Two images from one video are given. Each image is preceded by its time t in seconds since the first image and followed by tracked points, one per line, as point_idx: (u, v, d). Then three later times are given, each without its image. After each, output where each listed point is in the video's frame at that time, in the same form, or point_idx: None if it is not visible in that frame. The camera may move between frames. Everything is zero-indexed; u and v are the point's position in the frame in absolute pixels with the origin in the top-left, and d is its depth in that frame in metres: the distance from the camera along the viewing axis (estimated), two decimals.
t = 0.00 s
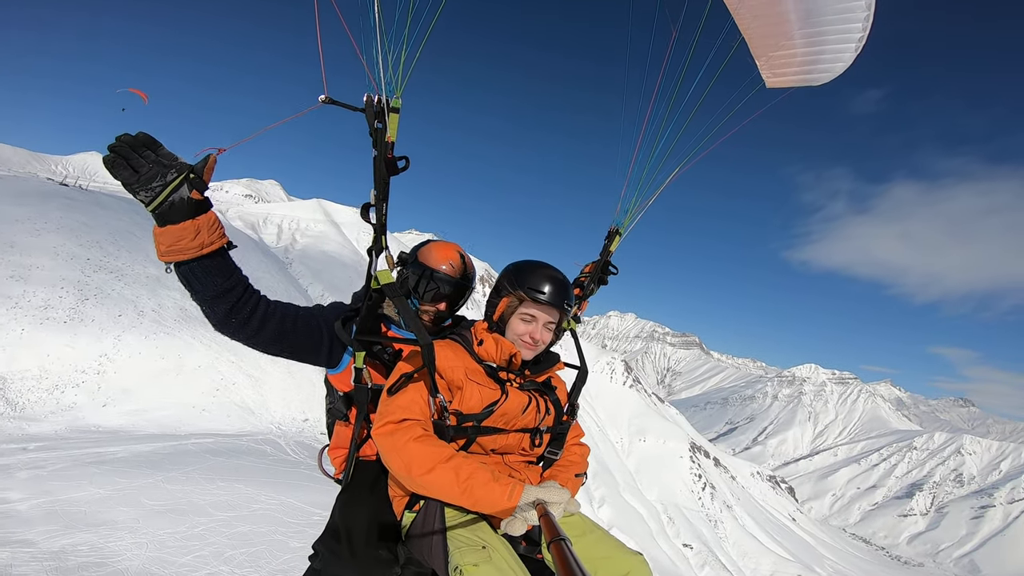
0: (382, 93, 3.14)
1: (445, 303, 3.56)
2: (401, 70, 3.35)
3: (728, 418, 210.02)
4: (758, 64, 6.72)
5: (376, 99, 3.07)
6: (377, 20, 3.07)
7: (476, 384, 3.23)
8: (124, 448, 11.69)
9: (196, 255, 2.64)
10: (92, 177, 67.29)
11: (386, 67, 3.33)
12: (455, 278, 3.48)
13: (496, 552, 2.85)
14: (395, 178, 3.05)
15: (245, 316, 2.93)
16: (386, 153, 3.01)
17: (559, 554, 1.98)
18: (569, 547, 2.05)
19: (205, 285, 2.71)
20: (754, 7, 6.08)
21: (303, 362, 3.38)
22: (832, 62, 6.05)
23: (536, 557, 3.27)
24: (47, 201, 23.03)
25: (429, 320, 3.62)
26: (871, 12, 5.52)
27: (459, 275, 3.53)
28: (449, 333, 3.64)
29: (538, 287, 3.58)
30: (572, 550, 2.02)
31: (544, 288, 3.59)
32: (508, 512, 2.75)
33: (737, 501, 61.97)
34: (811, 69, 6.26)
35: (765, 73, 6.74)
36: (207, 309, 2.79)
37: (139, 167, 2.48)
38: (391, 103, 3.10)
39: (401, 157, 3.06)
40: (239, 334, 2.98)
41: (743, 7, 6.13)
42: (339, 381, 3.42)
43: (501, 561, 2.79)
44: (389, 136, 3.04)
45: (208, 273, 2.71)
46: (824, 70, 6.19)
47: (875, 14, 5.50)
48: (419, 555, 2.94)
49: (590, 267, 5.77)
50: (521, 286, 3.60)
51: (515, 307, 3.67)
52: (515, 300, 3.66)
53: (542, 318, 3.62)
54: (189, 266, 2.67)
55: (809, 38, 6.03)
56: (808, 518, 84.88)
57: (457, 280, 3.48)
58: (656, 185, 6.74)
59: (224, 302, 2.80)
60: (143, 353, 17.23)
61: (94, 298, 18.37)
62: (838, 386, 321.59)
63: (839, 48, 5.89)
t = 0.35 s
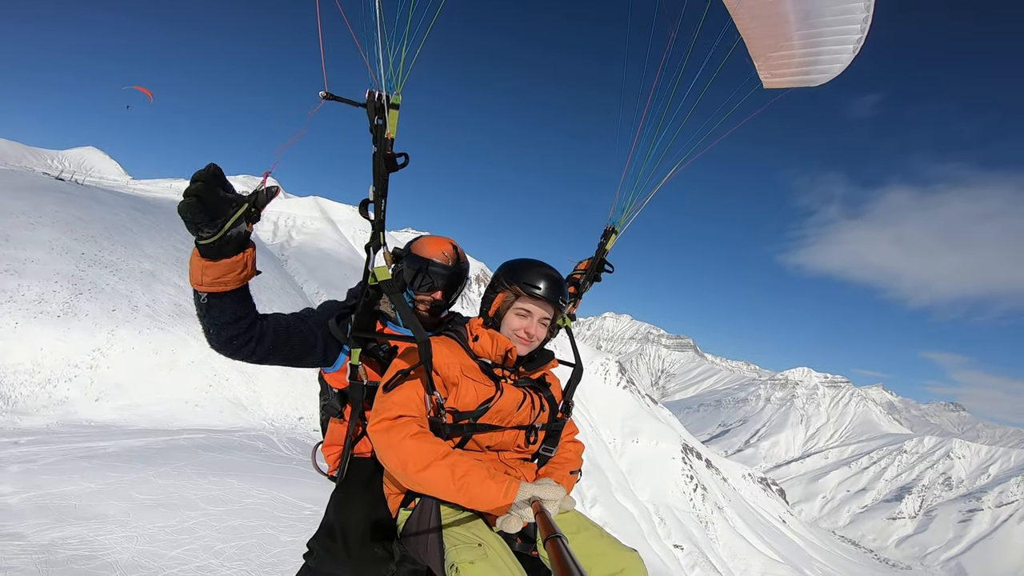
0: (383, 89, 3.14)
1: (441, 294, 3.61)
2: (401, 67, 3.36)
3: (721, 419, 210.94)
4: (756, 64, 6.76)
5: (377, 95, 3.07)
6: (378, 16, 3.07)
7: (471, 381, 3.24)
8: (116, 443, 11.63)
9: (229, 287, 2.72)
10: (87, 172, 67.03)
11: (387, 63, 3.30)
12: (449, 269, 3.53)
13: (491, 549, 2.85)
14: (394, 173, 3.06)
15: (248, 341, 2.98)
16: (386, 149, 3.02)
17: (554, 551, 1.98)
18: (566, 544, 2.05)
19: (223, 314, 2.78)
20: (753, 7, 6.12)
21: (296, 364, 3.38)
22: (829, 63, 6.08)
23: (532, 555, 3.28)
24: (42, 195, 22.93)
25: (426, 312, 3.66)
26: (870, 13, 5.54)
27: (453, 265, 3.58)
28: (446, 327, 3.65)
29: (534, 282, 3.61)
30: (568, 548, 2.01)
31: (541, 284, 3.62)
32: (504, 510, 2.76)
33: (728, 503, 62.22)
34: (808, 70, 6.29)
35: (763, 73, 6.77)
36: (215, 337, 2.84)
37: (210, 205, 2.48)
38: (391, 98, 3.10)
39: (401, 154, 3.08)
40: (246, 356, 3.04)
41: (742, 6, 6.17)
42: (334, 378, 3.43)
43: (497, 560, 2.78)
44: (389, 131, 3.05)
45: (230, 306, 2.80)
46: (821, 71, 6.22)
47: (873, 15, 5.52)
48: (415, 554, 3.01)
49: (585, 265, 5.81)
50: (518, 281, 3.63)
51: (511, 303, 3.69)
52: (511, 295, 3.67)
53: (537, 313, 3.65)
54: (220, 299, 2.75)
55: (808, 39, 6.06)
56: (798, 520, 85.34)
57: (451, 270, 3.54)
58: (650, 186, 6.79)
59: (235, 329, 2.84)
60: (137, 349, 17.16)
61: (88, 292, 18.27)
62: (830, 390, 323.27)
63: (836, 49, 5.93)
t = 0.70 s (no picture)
0: (373, 85, 3.19)
1: (427, 287, 3.60)
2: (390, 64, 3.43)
3: (720, 425, 210.63)
4: (756, 67, 6.80)
5: (367, 90, 3.13)
6: (368, 13, 3.13)
7: (459, 375, 3.25)
8: (114, 443, 11.60)
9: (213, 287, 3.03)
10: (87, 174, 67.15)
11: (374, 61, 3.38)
12: (438, 263, 3.51)
13: (480, 545, 2.85)
14: (383, 167, 3.08)
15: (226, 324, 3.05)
16: (375, 143, 3.05)
17: (542, 548, 1.98)
18: (553, 540, 2.06)
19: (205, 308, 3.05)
20: (751, 11, 6.16)
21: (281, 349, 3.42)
22: (828, 66, 6.10)
23: (520, 551, 3.31)
24: (44, 196, 22.98)
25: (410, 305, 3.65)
26: (871, 14, 5.54)
27: (440, 260, 3.56)
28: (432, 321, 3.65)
29: (523, 276, 3.65)
30: (556, 544, 2.01)
31: (529, 278, 3.67)
32: (492, 507, 2.75)
33: (726, 508, 62.07)
34: (807, 73, 6.32)
35: (763, 77, 6.80)
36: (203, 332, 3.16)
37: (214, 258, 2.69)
38: (382, 93, 3.14)
39: (391, 148, 3.11)
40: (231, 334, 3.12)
41: (740, 9, 6.20)
42: (320, 370, 3.43)
43: (486, 555, 2.77)
44: (378, 126, 3.07)
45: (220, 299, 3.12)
46: (820, 74, 6.24)
47: (873, 17, 5.54)
48: (405, 551, 2.97)
49: (576, 260, 5.85)
50: (507, 275, 3.66)
51: (500, 296, 3.72)
52: (500, 289, 3.71)
53: (526, 307, 3.68)
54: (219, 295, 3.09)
55: (807, 42, 6.11)
56: (795, 525, 85.17)
57: (439, 265, 3.52)
58: (645, 186, 6.83)
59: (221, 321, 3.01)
60: (136, 350, 17.13)
61: (89, 294, 18.27)
62: (829, 396, 323.06)
63: (836, 52, 5.95)
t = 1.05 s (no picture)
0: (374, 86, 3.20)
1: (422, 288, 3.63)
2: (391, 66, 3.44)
3: (723, 430, 209.87)
4: (758, 69, 6.84)
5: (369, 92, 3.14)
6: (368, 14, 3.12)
7: (455, 376, 3.26)
8: (118, 444, 11.62)
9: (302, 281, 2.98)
10: (92, 177, 67.54)
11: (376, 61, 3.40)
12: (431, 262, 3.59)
13: (475, 546, 2.84)
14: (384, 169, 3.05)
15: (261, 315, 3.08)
16: (375, 144, 3.05)
17: (538, 549, 1.97)
18: (549, 541, 2.05)
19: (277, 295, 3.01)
20: (752, 14, 6.20)
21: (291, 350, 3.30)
22: (831, 68, 6.12)
23: (516, 552, 3.27)
24: (50, 199, 23.14)
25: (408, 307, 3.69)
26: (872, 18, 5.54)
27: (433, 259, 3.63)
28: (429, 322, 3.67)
29: (518, 277, 3.70)
30: (552, 544, 2.01)
31: (526, 279, 3.71)
32: (487, 507, 2.74)
33: (728, 513, 61.72)
34: (809, 75, 6.34)
35: (765, 79, 6.87)
36: (255, 300, 3.04)
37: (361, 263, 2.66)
38: (382, 95, 3.17)
39: (390, 149, 3.12)
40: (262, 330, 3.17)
41: (741, 11, 6.24)
42: (317, 371, 3.41)
43: (482, 557, 2.76)
44: (378, 127, 3.08)
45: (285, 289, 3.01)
46: (821, 77, 6.26)
47: (875, 20, 5.56)
48: (402, 553, 2.99)
49: (573, 261, 5.87)
50: (503, 276, 3.71)
51: (496, 297, 3.75)
52: (497, 290, 3.74)
53: (522, 308, 3.72)
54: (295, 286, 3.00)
55: (808, 44, 6.13)
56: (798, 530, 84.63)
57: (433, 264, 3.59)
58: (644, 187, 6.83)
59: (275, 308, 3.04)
60: (140, 352, 17.17)
61: (94, 296, 18.35)
62: (832, 401, 321.37)
63: (836, 55, 5.98)
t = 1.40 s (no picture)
0: (366, 89, 3.25)
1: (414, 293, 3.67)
2: (384, 68, 3.46)
3: (727, 433, 209.15)
4: (758, 73, 6.86)
5: (360, 95, 3.17)
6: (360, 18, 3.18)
7: (449, 380, 3.28)
8: (123, 445, 11.67)
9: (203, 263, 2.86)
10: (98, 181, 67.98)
11: (369, 64, 3.42)
12: (424, 267, 3.59)
13: (468, 550, 2.90)
14: (374, 172, 3.12)
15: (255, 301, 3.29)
16: (367, 147, 3.10)
17: (529, 552, 1.98)
18: (541, 545, 2.06)
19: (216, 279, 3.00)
20: (753, 17, 6.21)
21: (279, 347, 3.51)
22: (831, 71, 6.15)
23: (509, 557, 3.29)
24: (56, 203, 23.28)
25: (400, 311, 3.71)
26: (873, 21, 5.55)
27: (426, 265, 3.63)
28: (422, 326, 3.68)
29: (512, 281, 3.71)
30: (543, 548, 2.02)
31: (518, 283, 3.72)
32: (479, 511, 2.72)
33: (732, 517, 61.42)
34: (810, 77, 6.36)
35: (765, 82, 6.86)
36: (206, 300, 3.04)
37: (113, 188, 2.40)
38: (374, 98, 3.19)
39: (382, 152, 3.15)
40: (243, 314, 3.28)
41: (742, 15, 6.25)
42: (311, 372, 3.49)
43: (473, 559, 2.83)
44: (370, 129, 3.12)
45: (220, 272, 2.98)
46: (823, 79, 6.27)
47: (875, 23, 5.58)
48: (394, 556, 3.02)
49: (570, 264, 5.88)
50: (496, 280, 3.72)
51: (490, 301, 3.76)
52: (491, 293, 3.75)
53: (516, 312, 3.72)
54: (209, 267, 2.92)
55: (810, 47, 6.14)
56: (803, 534, 84.12)
57: (425, 269, 3.59)
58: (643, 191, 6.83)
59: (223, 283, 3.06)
60: (145, 354, 17.26)
61: (100, 299, 18.47)
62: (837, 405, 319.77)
63: (838, 57, 5.99)
